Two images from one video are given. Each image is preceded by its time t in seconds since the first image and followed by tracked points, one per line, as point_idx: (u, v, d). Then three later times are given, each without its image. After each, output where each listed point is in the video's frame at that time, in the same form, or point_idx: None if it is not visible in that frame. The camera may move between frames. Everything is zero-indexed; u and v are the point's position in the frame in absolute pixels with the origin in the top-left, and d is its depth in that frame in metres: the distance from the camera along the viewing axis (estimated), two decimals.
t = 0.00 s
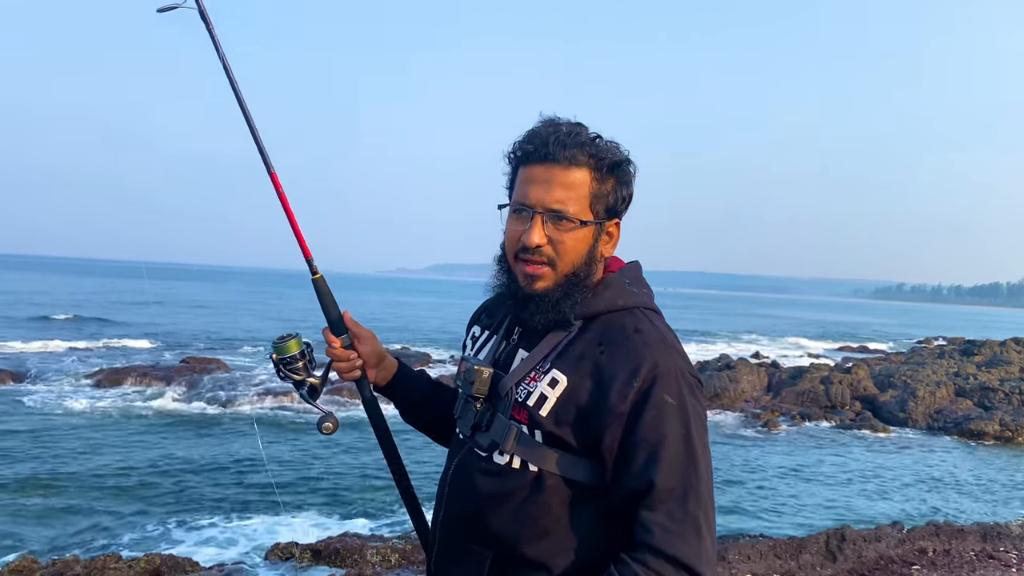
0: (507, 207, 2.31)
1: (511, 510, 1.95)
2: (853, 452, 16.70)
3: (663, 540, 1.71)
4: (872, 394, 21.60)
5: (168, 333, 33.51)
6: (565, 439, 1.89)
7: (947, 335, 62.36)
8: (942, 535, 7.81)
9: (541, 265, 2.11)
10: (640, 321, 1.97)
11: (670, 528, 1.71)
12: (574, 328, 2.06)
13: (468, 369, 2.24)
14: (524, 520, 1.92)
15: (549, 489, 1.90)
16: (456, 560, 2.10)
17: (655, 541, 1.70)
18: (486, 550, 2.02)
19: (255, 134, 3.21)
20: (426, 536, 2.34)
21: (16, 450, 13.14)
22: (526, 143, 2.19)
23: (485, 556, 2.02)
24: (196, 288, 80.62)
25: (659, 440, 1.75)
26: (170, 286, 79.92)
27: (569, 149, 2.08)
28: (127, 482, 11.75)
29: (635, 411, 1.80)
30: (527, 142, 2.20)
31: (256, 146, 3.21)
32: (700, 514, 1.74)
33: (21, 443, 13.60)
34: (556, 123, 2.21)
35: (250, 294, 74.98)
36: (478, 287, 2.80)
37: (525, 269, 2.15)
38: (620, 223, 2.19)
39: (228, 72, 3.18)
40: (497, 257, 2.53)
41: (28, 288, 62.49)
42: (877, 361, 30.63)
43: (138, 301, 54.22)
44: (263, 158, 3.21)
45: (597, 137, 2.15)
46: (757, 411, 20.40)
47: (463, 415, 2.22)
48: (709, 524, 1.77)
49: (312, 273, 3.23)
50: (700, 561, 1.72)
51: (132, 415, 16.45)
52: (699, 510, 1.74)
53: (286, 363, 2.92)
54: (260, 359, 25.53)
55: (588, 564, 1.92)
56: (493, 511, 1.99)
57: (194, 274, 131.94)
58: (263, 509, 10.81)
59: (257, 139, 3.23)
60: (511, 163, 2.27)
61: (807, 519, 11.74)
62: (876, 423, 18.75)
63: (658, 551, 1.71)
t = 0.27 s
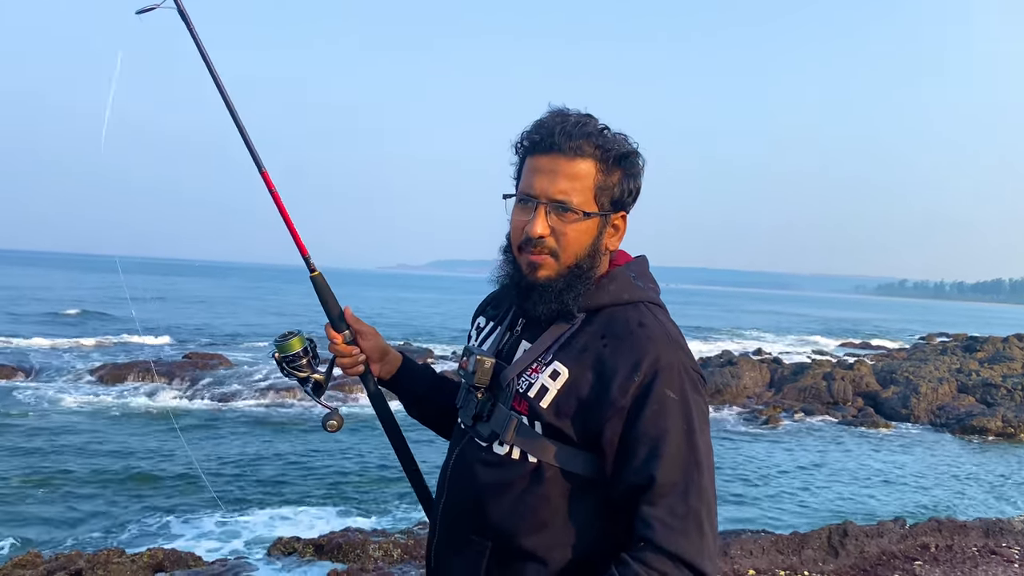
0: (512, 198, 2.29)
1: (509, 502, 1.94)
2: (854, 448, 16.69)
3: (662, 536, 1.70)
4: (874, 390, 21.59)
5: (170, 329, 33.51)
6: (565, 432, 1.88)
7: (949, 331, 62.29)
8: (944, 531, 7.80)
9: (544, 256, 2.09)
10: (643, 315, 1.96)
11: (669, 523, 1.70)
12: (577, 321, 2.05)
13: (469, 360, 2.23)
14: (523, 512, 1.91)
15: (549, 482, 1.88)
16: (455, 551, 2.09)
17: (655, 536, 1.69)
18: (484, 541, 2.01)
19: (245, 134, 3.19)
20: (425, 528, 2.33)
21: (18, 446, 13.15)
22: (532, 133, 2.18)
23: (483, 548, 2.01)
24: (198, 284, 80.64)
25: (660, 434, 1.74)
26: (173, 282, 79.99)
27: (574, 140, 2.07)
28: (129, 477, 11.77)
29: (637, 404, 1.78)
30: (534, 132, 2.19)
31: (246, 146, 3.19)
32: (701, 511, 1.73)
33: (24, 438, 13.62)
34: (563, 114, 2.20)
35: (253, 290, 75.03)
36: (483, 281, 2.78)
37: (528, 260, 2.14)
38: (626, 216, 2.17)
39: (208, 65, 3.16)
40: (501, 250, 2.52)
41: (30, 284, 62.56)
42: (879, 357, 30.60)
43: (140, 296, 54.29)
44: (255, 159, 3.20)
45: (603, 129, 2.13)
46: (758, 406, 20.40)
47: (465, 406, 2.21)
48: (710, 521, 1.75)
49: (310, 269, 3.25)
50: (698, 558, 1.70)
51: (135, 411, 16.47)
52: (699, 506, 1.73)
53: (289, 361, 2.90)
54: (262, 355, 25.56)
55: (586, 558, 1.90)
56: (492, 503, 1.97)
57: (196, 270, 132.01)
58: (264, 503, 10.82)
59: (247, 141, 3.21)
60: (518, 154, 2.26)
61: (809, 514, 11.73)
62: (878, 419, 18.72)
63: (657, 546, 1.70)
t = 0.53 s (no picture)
0: (513, 190, 2.30)
1: (507, 493, 1.94)
2: (856, 443, 16.70)
3: (656, 528, 1.70)
4: (876, 385, 21.59)
5: (173, 324, 33.55)
6: (563, 423, 1.88)
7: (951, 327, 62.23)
8: (946, 526, 7.80)
9: (545, 247, 2.10)
10: (644, 308, 1.95)
11: (664, 517, 1.70)
12: (578, 312, 2.05)
13: (472, 352, 2.24)
14: (520, 502, 1.91)
15: (546, 473, 1.88)
16: (453, 541, 2.10)
17: (649, 529, 1.70)
18: (482, 532, 2.02)
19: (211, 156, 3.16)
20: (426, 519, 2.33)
21: (21, 441, 13.19)
22: (534, 126, 2.19)
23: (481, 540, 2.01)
24: (201, 279, 80.71)
25: (656, 426, 1.74)
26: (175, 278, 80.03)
27: (574, 131, 2.07)
28: (132, 472, 11.80)
29: (634, 395, 1.78)
30: (537, 124, 2.20)
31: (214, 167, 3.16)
32: (697, 505, 1.73)
33: (27, 433, 13.68)
34: (567, 105, 2.20)
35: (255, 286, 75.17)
36: (488, 276, 2.78)
37: (530, 251, 2.14)
38: (628, 208, 2.16)
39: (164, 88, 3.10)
40: (506, 242, 2.52)
41: (33, 279, 62.62)
42: (881, 353, 30.60)
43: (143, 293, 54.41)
44: (225, 179, 3.17)
45: (605, 120, 2.13)
46: (760, 402, 20.40)
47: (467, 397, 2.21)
48: (705, 515, 1.75)
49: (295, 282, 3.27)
50: (692, 552, 1.70)
51: (137, 406, 16.52)
52: (694, 499, 1.73)
53: (285, 375, 2.91)
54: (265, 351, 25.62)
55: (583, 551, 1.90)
56: (490, 493, 1.97)
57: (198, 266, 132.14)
58: (266, 498, 10.83)
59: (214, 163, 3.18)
60: (520, 146, 2.27)
61: (811, 510, 11.74)
62: (880, 415, 18.71)
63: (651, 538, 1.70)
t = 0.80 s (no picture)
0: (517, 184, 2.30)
1: (505, 489, 1.94)
2: (858, 439, 16.69)
3: (652, 529, 1.70)
4: (878, 381, 21.59)
5: (175, 320, 33.58)
6: (562, 419, 1.88)
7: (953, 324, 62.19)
8: (948, 521, 7.80)
9: (544, 242, 2.12)
10: (646, 306, 1.95)
11: (661, 517, 1.71)
12: (580, 310, 2.04)
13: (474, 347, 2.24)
14: (517, 498, 1.91)
15: (544, 469, 1.88)
16: (451, 536, 2.10)
17: (645, 528, 1.70)
18: (480, 529, 2.02)
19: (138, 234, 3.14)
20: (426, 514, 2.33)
21: (23, 436, 13.21)
22: (540, 121, 2.20)
23: (478, 535, 2.02)
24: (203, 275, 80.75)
25: (654, 424, 1.74)
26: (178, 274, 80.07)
27: (576, 127, 2.08)
28: (134, 468, 11.82)
29: (632, 394, 1.78)
30: (543, 118, 2.21)
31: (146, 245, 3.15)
32: (694, 505, 1.73)
33: (31, 428, 13.72)
34: (575, 101, 2.19)
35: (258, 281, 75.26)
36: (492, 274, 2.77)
37: (530, 246, 2.16)
38: (632, 206, 2.14)
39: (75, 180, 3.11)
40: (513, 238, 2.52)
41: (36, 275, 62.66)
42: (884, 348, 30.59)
43: (146, 289, 54.51)
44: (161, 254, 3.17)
45: (610, 118, 2.12)
46: (762, 398, 20.41)
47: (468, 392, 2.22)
48: (703, 516, 1.75)
49: (264, 341, 3.33)
50: (688, 552, 1.70)
51: (140, 402, 16.57)
52: (691, 500, 1.73)
53: (281, 429, 2.92)
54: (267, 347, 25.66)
55: (579, 548, 1.91)
56: (486, 487, 1.98)
57: (200, 262, 132.26)
58: (268, 493, 10.88)
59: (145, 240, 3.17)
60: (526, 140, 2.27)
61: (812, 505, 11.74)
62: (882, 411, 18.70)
63: (647, 536, 1.70)
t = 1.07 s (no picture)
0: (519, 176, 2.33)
1: (506, 487, 1.95)
2: (860, 435, 16.70)
3: (653, 527, 1.72)
4: (880, 377, 21.59)
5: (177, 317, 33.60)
6: (563, 418, 1.89)
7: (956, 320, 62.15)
8: (949, 517, 7.82)
9: (537, 232, 2.15)
10: (648, 306, 1.95)
11: (663, 516, 1.72)
12: (582, 308, 2.05)
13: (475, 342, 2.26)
14: (518, 496, 1.92)
15: (545, 468, 1.90)
16: (451, 533, 2.12)
17: (646, 527, 1.72)
18: (481, 526, 2.03)
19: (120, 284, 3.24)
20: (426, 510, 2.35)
21: (27, 433, 13.23)
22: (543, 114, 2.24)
23: (478, 532, 2.04)
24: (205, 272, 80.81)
25: (657, 424, 1.75)
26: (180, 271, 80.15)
27: (575, 120, 2.10)
28: (137, 464, 11.85)
29: (634, 393, 1.80)
30: (546, 112, 2.24)
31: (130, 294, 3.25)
32: (696, 505, 1.74)
33: (34, 425, 13.76)
34: (580, 96, 2.22)
35: (260, 278, 75.32)
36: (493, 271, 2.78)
37: (527, 238, 2.19)
38: (631, 201, 2.13)
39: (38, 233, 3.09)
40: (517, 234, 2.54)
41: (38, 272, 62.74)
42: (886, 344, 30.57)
43: (148, 286, 54.59)
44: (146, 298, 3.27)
45: (613, 113, 2.14)
46: (764, 394, 20.43)
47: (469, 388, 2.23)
48: (704, 515, 1.77)
49: (251, 357, 3.32)
50: (689, 550, 1.72)
51: (144, 399, 16.61)
52: (693, 499, 1.74)
53: (286, 444, 2.95)
54: (269, 344, 25.70)
55: (579, 546, 1.93)
56: (487, 485, 2.00)
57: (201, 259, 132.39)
58: (271, 490, 10.90)
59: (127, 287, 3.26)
60: (530, 130, 2.29)
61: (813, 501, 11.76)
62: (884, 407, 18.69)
63: (648, 535, 1.72)
